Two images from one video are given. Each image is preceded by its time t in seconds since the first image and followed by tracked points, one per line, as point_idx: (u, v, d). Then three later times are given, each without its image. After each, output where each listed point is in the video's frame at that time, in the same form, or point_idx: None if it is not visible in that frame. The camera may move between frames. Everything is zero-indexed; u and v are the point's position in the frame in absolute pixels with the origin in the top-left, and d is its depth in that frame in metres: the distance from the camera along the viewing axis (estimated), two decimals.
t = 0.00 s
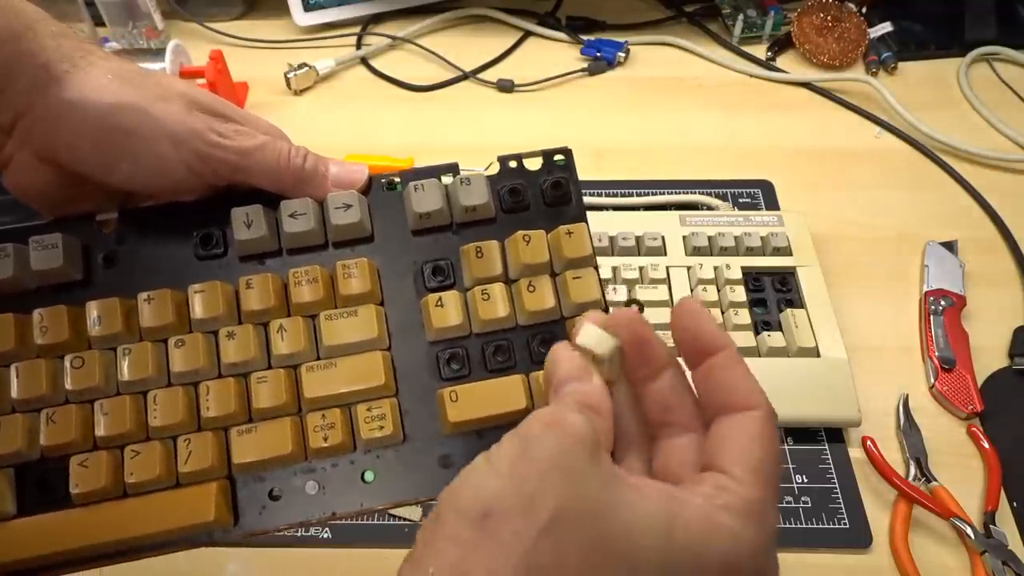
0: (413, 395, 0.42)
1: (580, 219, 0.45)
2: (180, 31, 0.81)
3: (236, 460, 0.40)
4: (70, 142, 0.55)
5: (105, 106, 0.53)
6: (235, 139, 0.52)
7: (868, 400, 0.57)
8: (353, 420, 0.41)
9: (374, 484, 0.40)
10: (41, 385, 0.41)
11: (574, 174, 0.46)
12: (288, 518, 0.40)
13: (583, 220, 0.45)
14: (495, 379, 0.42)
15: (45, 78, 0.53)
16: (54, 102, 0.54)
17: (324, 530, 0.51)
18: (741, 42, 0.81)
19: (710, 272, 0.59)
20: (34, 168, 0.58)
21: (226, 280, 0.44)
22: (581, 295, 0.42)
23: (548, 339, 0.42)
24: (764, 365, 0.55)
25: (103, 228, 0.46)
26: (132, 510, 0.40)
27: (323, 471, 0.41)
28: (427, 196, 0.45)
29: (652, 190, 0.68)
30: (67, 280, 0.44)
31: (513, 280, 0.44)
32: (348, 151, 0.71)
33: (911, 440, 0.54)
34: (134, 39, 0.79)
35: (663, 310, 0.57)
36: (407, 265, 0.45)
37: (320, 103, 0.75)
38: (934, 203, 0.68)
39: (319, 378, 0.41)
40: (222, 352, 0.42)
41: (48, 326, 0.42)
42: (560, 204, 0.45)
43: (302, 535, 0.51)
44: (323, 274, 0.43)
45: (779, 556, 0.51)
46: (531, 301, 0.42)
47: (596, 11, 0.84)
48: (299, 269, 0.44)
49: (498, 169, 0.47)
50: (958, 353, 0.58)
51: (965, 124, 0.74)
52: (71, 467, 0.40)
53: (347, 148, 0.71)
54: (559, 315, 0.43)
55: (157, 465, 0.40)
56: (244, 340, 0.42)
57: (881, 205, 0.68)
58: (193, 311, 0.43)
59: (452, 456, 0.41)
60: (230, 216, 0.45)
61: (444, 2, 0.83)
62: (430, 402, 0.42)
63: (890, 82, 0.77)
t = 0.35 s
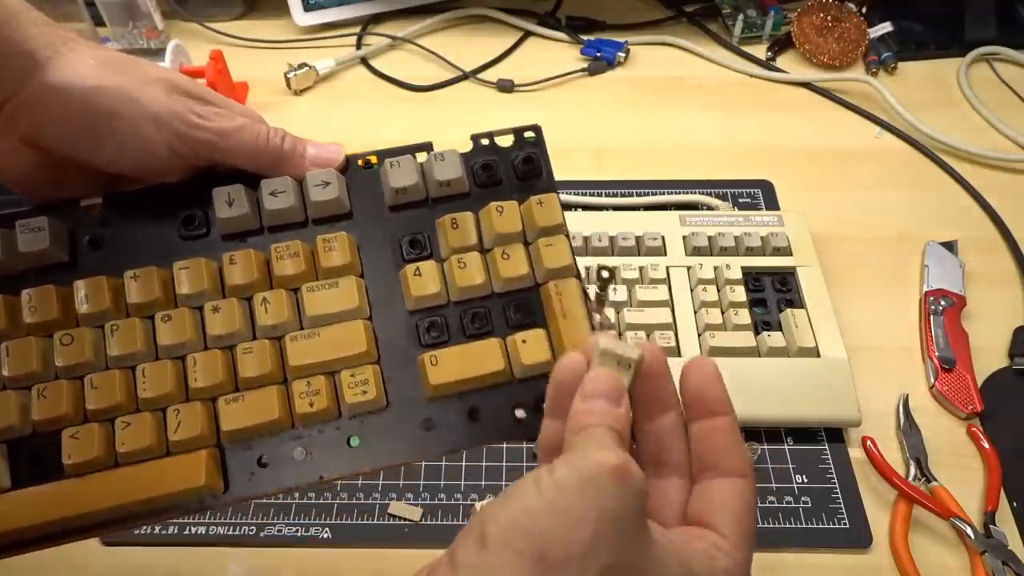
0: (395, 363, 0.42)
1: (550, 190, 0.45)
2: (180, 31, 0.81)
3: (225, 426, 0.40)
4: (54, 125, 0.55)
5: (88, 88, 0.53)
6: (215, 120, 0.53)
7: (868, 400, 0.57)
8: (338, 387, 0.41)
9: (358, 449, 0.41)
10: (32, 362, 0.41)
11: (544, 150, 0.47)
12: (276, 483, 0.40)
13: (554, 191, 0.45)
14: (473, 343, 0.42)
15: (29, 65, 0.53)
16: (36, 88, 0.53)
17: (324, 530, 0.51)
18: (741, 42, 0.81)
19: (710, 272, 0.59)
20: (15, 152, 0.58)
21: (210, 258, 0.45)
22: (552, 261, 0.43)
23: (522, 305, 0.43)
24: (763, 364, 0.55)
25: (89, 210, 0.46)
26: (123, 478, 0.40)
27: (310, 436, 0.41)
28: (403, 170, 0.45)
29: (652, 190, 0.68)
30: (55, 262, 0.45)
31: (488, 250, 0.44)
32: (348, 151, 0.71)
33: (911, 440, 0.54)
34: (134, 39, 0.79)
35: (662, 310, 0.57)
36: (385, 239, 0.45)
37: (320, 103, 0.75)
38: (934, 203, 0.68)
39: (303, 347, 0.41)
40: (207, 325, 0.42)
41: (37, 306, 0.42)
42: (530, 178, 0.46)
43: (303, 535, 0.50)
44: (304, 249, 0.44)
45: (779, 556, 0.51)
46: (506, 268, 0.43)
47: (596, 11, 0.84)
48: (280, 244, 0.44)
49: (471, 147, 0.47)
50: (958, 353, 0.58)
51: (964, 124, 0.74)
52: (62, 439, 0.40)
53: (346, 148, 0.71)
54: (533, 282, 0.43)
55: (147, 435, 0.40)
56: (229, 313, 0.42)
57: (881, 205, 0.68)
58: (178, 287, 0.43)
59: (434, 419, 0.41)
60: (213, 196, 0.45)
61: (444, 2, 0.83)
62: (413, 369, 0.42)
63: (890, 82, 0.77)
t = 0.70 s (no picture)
0: (347, 346, 0.42)
1: (496, 172, 0.45)
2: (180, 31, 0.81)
3: (176, 411, 0.39)
4: None
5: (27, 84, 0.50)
6: (160, 113, 0.52)
7: (868, 400, 0.57)
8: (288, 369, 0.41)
9: (312, 431, 0.40)
10: None
11: (488, 136, 0.47)
12: (230, 468, 0.40)
13: (498, 172, 0.45)
14: (423, 321, 0.41)
15: None
16: None
17: (323, 530, 0.51)
18: (741, 42, 0.81)
19: (710, 272, 0.59)
20: None
21: (160, 250, 0.44)
22: (497, 239, 0.42)
23: (469, 284, 0.42)
24: (762, 364, 0.55)
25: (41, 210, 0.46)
26: (74, 466, 0.38)
27: (261, 420, 0.40)
28: (348, 160, 0.45)
29: (652, 190, 0.68)
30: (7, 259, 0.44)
31: (434, 232, 0.44)
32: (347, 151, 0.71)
33: (911, 440, 0.54)
34: (134, 39, 0.79)
35: (663, 310, 0.57)
36: (336, 227, 0.45)
37: (319, 103, 0.75)
38: (934, 203, 0.68)
39: (254, 330, 0.41)
40: (158, 314, 0.42)
41: None
42: (475, 163, 0.46)
43: (303, 535, 0.50)
44: (252, 238, 0.44)
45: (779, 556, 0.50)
46: (451, 247, 0.42)
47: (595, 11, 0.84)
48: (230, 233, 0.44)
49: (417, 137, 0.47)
50: (959, 353, 0.58)
51: (965, 124, 0.74)
52: (14, 431, 0.39)
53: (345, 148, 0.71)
54: (480, 261, 0.43)
55: (97, 422, 0.39)
56: (178, 301, 0.42)
57: (881, 206, 0.68)
58: (127, 278, 0.43)
59: (387, 400, 0.41)
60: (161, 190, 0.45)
61: (444, 2, 0.83)
62: (364, 351, 0.42)
63: (890, 82, 0.77)
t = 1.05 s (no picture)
0: (340, 334, 0.42)
1: (482, 163, 0.45)
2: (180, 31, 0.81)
3: (171, 404, 0.39)
4: None
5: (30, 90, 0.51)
6: (156, 119, 0.52)
7: (868, 401, 0.57)
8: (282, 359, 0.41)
9: (309, 420, 0.40)
10: None
11: (473, 129, 0.47)
12: (228, 459, 0.40)
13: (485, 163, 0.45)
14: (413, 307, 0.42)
15: None
16: None
17: (324, 531, 0.50)
18: (740, 42, 0.81)
19: (710, 272, 0.59)
20: None
21: (157, 251, 0.44)
22: (484, 225, 0.43)
23: (459, 272, 0.42)
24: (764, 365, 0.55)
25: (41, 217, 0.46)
26: (72, 461, 0.38)
27: (258, 411, 0.40)
28: (335, 157, 0.45)
29: (652, 190, 0.68)
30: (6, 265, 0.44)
31: (423, 222, 0.44)
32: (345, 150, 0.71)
33: (912, 440, 0.54)
34: (134, 39, 0.79)
35: (663, 310, 0.57)
36: (327, 222, 0.45)
37: (319, 103, 0.75)
38: (934, 204, 0.68)
39: (248, 322, 0.41)
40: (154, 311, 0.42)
41: None
42: (461, 157, 0.46)
43: (303, 535, 0.50)
44: (245, 235, 0.44)
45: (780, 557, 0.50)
46: (439, 235, 0.42)
47: (595, 11, 0.84)
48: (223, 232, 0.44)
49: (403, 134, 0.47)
50: (959, 353, 0.58)
51: (965, 124, 0.74)
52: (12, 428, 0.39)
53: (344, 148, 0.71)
54: (468, 248, 0.43)
55: (95, 417, 0.39)
56: (173, 298, 0.42)
57: (881, 206, 0.68)
58: (124, 278, 0.43)
59: (382, 387, 0.41)
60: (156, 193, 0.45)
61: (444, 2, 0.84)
62: (359, 340, 0.42)
63: (890, 82, 0.77)
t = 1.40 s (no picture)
0: (344, 342, 0.42)
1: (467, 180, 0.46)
2: (180, 32, 0.81)
3: (188, 416, 0.39)
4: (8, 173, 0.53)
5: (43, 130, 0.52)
6: (163, 153, 0.51)
7: (868, 401, 0.57)
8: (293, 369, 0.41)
9: (320, 424, 0.40)
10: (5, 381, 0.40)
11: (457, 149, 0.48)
12: (245, 467, 0.39)
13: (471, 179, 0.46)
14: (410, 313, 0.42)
15: None
16: None
17: (324, 531, 0.50)
18: (741, 42, 0.81)
19: (710, 272, 0.59)
20: None
21: (168, 274, 0.44)
22: (475, 235, 0.43)
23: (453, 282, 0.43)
24: (763, 364, 0.55)
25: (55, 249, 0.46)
26: (91, 472, 0.38)
27: (271, 420, 0.40)
28: (329, 180, 0.45)
29: (652, 190, 0.68)
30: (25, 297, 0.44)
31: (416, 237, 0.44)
32: (345, 149, 0.71)
33: (911, 440, 0.54)
34: (134, 40, 0.79)
35: (663, 310, 0.57)
36: (323, 241, 0.45)
37: (319, 103, 0.75)
38: (934, 204, 0.68)
39: (257, 334, 0.41)
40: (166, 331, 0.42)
41: (9, 330, 0.42)
42: (449, 176, 0.46)
43: (302, 535, 0.50)
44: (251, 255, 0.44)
45: (778, 556, 0.50)
46: (433, 248, 0.43)
47: (595, 11, 0.84)
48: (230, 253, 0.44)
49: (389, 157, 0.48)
50: (959, 353, 0.58)
51: (965, 123, 0.74)
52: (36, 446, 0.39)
53: (345, 147, 0.71)
54: (461, 258, 0.43)
55: (115, 433, 0.39)
56: (185, 318, 0.42)
57: (881, 206, 0.68)
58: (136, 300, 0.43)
59: (387, 391, 0.41)
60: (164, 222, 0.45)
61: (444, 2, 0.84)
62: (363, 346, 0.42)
63: (890, 82, 0.77)
